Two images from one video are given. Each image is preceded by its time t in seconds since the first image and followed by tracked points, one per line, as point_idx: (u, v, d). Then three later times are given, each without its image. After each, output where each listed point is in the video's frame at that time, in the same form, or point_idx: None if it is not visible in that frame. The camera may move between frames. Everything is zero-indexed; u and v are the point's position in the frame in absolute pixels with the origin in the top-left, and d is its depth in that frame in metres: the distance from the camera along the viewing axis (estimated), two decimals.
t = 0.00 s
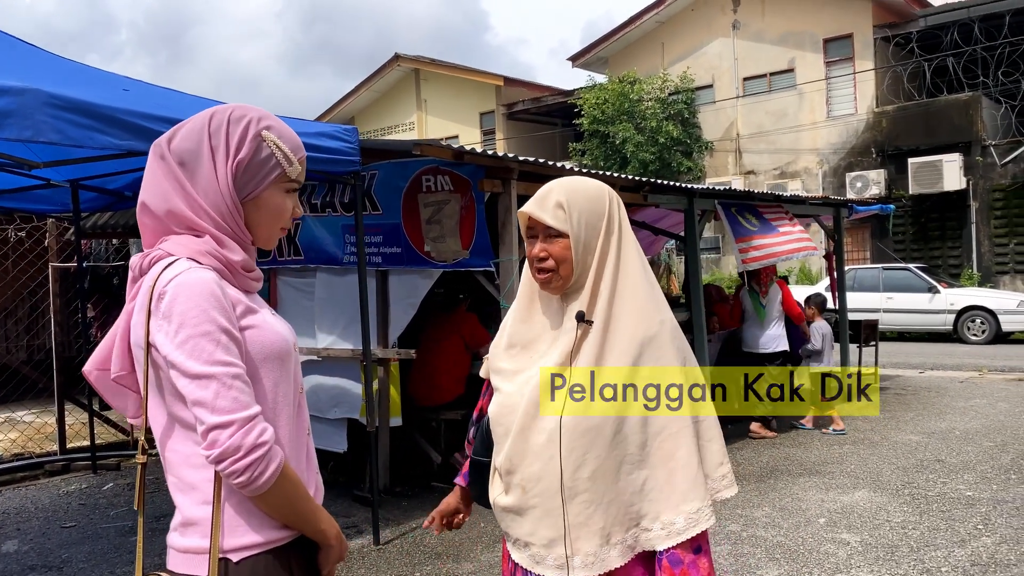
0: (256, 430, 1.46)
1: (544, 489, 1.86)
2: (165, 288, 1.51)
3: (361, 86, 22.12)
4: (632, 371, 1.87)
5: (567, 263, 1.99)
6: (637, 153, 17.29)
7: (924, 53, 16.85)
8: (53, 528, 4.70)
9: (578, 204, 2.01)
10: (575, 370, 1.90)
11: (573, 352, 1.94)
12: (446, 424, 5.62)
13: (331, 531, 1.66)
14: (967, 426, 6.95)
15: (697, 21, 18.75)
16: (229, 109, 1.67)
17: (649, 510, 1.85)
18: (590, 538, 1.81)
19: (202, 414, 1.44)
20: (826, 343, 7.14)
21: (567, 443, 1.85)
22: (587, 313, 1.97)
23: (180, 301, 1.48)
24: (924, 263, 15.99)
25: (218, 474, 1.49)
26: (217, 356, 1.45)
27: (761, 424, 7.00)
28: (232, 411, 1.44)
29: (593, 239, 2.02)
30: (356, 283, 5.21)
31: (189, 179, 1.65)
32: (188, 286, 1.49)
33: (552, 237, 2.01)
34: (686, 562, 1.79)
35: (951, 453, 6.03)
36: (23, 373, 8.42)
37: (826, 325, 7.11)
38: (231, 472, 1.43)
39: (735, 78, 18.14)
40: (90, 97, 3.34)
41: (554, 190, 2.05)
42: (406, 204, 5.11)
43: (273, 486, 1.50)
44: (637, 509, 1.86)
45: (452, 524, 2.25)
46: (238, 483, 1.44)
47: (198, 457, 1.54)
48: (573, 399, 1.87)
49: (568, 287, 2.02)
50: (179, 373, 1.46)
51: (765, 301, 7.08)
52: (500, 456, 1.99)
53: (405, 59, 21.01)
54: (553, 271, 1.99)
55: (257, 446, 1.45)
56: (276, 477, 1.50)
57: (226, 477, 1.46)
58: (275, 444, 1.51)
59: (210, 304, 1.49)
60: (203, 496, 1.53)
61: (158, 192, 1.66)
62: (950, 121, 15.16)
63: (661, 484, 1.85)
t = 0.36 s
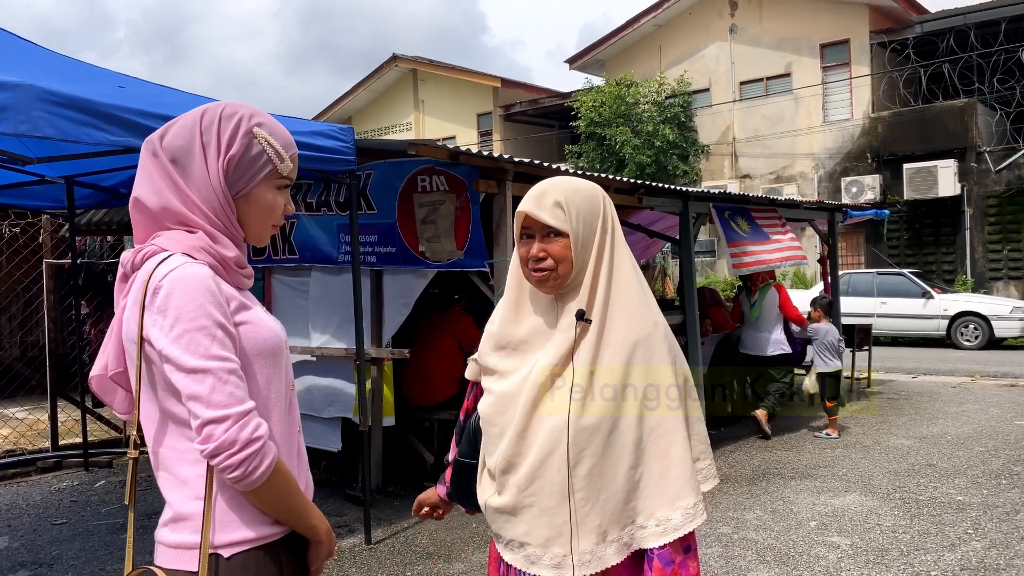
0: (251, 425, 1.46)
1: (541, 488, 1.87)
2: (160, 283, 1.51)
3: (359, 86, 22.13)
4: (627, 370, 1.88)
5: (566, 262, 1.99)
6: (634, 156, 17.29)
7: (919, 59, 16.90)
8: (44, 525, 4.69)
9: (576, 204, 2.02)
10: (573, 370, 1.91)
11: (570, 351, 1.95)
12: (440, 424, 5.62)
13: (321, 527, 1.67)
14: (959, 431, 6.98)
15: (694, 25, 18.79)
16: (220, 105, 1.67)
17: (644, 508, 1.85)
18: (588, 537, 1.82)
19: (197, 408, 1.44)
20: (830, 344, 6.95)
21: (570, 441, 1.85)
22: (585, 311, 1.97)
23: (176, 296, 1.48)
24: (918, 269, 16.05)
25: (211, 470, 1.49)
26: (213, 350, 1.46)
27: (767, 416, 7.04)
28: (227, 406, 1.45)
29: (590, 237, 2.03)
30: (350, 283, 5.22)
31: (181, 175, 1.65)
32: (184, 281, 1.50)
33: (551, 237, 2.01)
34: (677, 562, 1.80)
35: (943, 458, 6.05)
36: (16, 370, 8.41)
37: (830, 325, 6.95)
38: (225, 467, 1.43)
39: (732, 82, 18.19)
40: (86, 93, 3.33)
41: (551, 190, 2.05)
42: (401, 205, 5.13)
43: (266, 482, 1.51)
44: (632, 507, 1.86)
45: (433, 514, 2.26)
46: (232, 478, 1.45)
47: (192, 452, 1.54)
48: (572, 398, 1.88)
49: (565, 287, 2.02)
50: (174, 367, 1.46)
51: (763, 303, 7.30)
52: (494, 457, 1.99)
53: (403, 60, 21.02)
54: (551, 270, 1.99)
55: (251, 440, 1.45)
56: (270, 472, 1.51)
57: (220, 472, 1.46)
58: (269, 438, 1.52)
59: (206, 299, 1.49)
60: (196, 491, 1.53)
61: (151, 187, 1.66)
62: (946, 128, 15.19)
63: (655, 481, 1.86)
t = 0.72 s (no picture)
0: (248, 418, 1.46)
1: (540, 489, 1.85)
2: (159, 274, 1.51)
3: (358, 84, 22.13)
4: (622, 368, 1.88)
5: (550, 260, 1.99)
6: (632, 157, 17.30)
7: (918, 63, 16.93)
8: (38, 521, 4.68)
9: (561, 203, 2.03)
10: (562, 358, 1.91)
11: (561, 350, 1.93)
12: (435, 423, 5.64)
13: (317, 522, 1.67)
14: (954, 435, 6.99)
15: (693, 27, 18.83)
16: (223, 99, 1.67)
17: (642, 506, 1.87)
18: (587, 535, 1.82)
19: (194, 400, 1.43)
20: (847, 350, 6.91)
21: (570, 441, 1.83)
22: (572, 309, 1.96)
23: (175, 287, 1.48)
24: (915, 272, 16.06)
25: (208, 462, 1.49)
26: (212, 342, 1.46)
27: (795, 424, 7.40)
28: (226, 398, 1.44)
29: (575, 238, 2.02)
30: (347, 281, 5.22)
31: (181, 167, 1.65)
32: (184, 272, 1.49)
33: (537, 235, 2.01)
34: (680, 552, 1.83)
35: (938, 461, 6.06)
36: (12, 366, 8.38)
37: (843, 328, 6.96)
38: (222, 460, 1.43)
39: (730, 84, 18.19)
40: (84, 88, 3.33)
41: (537, 188, 2.05)
42: (399, 203, 5.13)
43: (263, 475, 1.51)
44: (630, 504, 1.87)
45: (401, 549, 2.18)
46: (229, 470, 1.45)
47: (189, 445, 1.54)
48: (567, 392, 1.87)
49: (551, 284, 2.02)
50: (172, 359, 1.45)
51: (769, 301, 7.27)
52: (486, 460, 1.95)
53: (402, 59, 21.03)
54: (535, 268, 1.99)
55: (249, 433, 1.45)
56: (266, 466, 1.51)
57: (215, 465, 1.46)
58: (265, 434, 1.51)
59: (205, 290, 1.49)
60: (191, 484, 1.52)
61: (151, 178, 1.66)
62: (943, 131, 15.25)
63: (654, 478, 1.88)
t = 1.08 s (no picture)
0: (245, 420, 1.47)
1: (541, 487, 1.85)
2: (157, 274, 1.51)
3: (356, 83, 22.11)
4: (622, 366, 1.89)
5: (548, 259, 2.00)
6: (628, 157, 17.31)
7: (915, 64, 16.95)
8: (34, 518, 4.68)
9: (559, 203, 2.03)
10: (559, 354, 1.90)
11: (559, 349, 1.94)
12: (432, 422, 5.61)
13: (313, 521, 1.68)
14: (949, 434, 7.01)
15: (691, 27, 18.84)
16: (227, 97, 1.68)
17: (641, 503, 1.88)
18: (587, 533, 1.82)
19: (191, 402, 1.44)
20: (864, 346, 7.03)
21: (568, 438, 1.84)
22: (569, 309, 1.97)
23: (173, 288, 1.49)
24: (911, 273, 16.09)
25: (204, 464, 1.49)
26: (209, 344, 1.46)
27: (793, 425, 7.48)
28: (222, 400, 1.45)
29: (573, 238, 2.03)
30: (346, 279, 5.25)
31: (182, 164, 1.65)
32: (182, 273, 1.50)
33: (535, 235, 2.02)
34: (683, 546, 1.84)
35: (933, 460, 6.08)
36: (8, 364, 8.38)
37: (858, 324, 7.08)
38: (219, 461, 1.44)
39: (728, 84, 18.20)
40: (81, 85, 3.33)
41: (534, 188, 2.06)
42: (397, 201, 5.12)
43: (260, 476, 1.52)
44: (629, 502, 1.88)
45: None
46: (225, 472, 1.46)
47: (185, 445, 1.54)
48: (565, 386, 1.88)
49: (548, 283, 2.03)
50: (169, 360, 1.46)
51: (789, 297, 7.60)
52: (485, 458, 1.94)
53: (400, 58, 21.01)
54: (533, 266, 2.00)
55: (246, 435, 1.46)
56: (263, 467, 1.51)
57: (213, 466, 1.47)
58: (262, 435, 1.52)
59: (203, 291, 1.50)
60: (188, 484, 1.53)
61: (151, 175, 1.66)
62: (940, 132, 15.29)
63: (654, 475, 1.89)
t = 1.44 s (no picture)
0: (243, 418, 1.47)
1: (540, 484, 1.84)
2: (152, 272, 1.50)
3: (352, 81, 22.08)
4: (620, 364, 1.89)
5: (548, 256, 1.99)
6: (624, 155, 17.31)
7: (911, 62, 16.97)
8: (28, 517, 4.67)
9: (560, 200, 2.03)
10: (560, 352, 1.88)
11: (557, 346, 1.93)
12: (428, 420, 5.61)
13: (308, 520, 1.67)
14: (944, 432, 7.03)
15: (687, 25, 18.83)
16: (214, 93, 1.67)
17: (636, 501, 1.89)
18: (584, 531, 1.82)
19: (189, 401, 1.43)
20: (870, 346, 7.09)
21: (565, 435, 1.84)
22: (568, 306, 1.96)
23: (169, 286, 1.48)
24: (907, 270, 16.11)
25: (201, 463, 1.48)
26: (206, 342, 1.46)
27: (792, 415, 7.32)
28: (221, 398, 1.45)
29: (573, 236, 2.02)
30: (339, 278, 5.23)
31: (169, 160, 1.64)
32: (179, 272, 1.49)
33: (534, 231, 2.01)
34: (677, 545, 1.86)
35: (928, 458, 6.10)
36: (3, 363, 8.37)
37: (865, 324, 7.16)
38: (217, 460, 1.44)
39: (724, 82, 18.22)
40: (73, 83, 3.32)
41: (535, 185, 2.05)
42: (391, 199, 5.14)
43: (257, 475, 1.51)
44: (625, 499, 1.89)
45: None
46: (223, 471, 1.45)
47: (181, 444, 1.53)
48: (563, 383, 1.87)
49: (546, 280, 2.02)
50: (165, 358, 1.45)
51: (797, 296, 7.58)
52: (482, 454, 1.93)
53: (396, 56, 20.99)
54: (532, 262, 1.99)
55: (243, 434, 1.46)
56: (260, 466, 1.51)
57: (210, 465, 1.46)
58: (259, 434, 1.52)
59: (198, 289, 1.49)
60: (183, 483, 1.51)
61: (139, 172, 1.64)
62: (935, 129, 15.32)
63: (649, 473, 1.90)
